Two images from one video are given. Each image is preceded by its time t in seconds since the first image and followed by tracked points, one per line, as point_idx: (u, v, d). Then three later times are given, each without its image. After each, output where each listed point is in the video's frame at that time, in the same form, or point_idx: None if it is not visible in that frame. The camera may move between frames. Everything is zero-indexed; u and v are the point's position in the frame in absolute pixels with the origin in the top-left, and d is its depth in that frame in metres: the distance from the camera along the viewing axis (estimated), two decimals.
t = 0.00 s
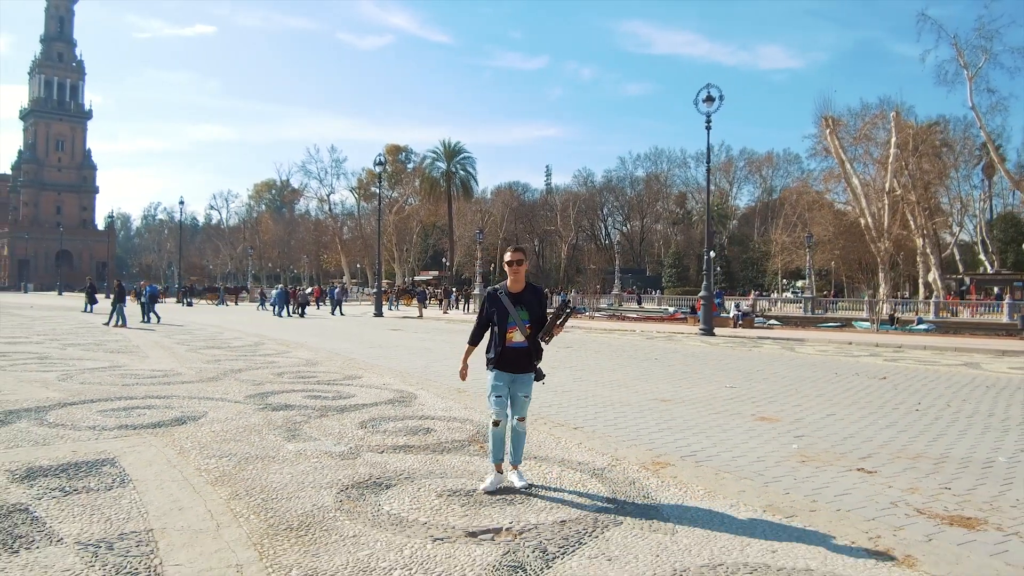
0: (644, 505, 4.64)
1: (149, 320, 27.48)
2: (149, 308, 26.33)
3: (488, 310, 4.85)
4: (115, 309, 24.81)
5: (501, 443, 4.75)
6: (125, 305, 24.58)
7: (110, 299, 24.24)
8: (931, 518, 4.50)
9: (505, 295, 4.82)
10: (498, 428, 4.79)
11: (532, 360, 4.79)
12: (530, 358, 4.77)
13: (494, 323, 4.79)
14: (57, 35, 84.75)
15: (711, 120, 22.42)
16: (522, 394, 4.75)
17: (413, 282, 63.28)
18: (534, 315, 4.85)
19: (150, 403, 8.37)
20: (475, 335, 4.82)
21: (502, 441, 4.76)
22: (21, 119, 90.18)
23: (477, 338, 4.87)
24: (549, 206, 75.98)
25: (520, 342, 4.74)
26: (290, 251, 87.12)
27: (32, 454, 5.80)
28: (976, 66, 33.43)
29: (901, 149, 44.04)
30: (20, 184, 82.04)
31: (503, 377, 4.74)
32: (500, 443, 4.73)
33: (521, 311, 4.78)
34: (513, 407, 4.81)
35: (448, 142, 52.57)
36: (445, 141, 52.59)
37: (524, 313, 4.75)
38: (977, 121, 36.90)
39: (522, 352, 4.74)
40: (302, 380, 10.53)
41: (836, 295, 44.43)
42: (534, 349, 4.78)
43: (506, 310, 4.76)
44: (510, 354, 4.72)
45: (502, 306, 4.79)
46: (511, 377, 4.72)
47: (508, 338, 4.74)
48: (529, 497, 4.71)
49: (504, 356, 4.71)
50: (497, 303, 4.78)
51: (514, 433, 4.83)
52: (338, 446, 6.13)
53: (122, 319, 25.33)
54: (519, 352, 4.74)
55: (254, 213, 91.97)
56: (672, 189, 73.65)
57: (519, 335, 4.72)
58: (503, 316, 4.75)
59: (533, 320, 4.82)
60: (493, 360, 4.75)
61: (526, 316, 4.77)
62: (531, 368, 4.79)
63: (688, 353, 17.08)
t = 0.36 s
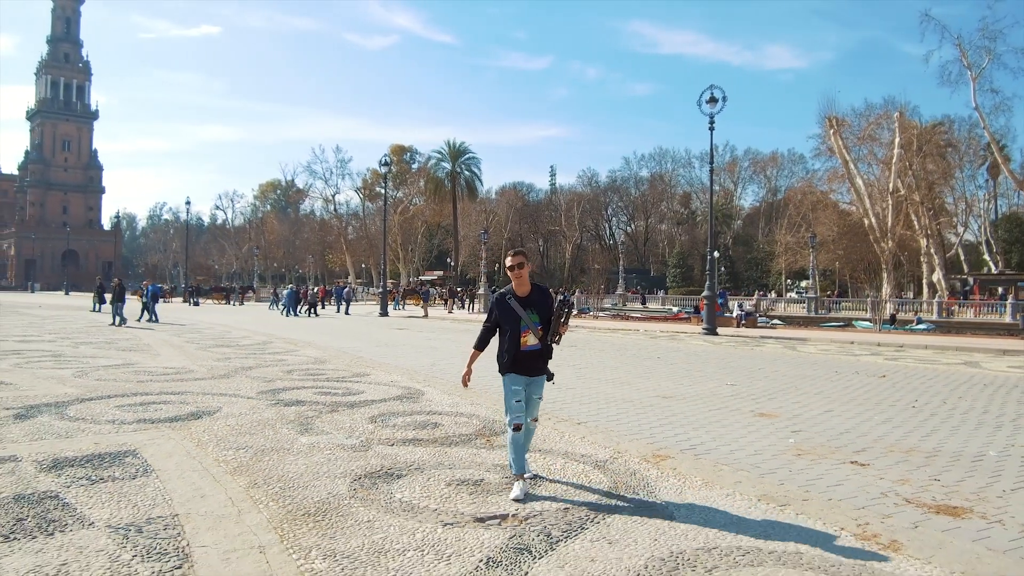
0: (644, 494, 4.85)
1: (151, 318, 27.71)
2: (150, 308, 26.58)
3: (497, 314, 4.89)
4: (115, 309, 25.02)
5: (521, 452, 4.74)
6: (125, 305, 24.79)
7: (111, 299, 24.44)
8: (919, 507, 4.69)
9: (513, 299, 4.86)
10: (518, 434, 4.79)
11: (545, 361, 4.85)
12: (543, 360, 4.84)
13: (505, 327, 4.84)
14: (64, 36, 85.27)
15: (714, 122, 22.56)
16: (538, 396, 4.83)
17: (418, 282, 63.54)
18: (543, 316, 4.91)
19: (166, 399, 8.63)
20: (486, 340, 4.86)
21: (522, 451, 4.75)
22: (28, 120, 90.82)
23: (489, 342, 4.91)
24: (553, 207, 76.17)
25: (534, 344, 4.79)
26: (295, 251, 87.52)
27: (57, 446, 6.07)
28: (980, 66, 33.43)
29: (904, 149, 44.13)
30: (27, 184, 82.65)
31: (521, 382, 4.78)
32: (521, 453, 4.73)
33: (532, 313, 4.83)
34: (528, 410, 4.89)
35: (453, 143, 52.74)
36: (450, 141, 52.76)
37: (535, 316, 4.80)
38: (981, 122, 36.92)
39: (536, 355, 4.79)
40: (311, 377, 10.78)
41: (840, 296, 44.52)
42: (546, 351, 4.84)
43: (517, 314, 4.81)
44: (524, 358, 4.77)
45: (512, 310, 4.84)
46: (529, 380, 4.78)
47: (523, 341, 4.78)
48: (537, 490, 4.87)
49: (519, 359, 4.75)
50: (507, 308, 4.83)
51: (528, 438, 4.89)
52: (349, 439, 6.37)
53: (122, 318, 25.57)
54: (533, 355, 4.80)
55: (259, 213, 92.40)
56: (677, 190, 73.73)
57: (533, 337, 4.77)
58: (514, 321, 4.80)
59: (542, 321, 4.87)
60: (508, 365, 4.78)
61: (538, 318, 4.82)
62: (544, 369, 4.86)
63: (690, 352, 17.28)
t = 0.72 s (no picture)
0: (637, 486, 5.07)
1: (151, 318, 27.96)
2: (149, 308, 26.85)
3: (495, 312, 5.09)
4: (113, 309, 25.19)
5: (523, 449, 4.87)
6: (122, 305, 24.95)
7: (108, 299, 24.61)
8: (901, 499, 4.89)
9: (508, 296, 5.06)
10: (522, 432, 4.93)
11: (545, 357, 5.02)
12: (543, 355, 5.00)
13: (502, 325, 5.02)
14: (69, 37, 85.64)
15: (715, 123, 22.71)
16: (543, 391, 5.00)
17: (422, 282, 63.75)
18: (541, 313, 5.08)
19: (177, 396, 8.88)
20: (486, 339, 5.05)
21: (524, 448, 4.88)
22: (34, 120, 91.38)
23: (488, 341, 5.09)
24: (557, 207, 76.33)
25: (532, 341, 4.95)
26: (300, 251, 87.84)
27: (74, 441, 6.32)
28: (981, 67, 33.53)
29: (907, 149, 44.20)
30: (33, 185, 83.09)
31: (519, 378, 4.96)
32: (523, 449, 4.85)
33: (528, 309, 5.01)
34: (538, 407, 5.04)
35: (456, 143, 52.94)
36: (453, 142, 52.93)
37: (532, 312, 4.98)
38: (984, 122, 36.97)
39: (536, 351, 4.96)
40: (318, 376, 11.01)
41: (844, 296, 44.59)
42: (546, 347, 5.01)
43: (513, 311, 4.99)
44: (524, 354, 4.94)
45: (508, 308, 5.03)
46: (530, 376, 4.95)
47: (521, 337, 4.95)
48: (539, 482, 5.06)
49: (518, 356, 4.93)
50: (503, 305, 5.02)
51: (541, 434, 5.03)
52: (355, 435, 6.60)
53: (121, 319, 25.78)
54: (533, 351, 4.97)
55: (263, 213, 92.76)
56: (681, 190, 73.75)
57: (530, 334, 4.94)
58: (511, 318, 4.98)
59: (540, 317, 5.04)
60: (509, 362, 4.97)
61: (534, 314, 5.00)
62: (545, 366, 5.03)
63: (690, 352, 17.47)
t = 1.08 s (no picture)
0: (627, 477, 5.31)
1: (151, 317, 28.19)
2: (149, 307, 27.11)
3: (495, 314, 5.07)
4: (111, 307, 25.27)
5: (518, 445, 4.98)
6: (120, 303, 24.99)
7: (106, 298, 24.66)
8: (879, 491, 5.09)
9: (509, 299, 5.03)
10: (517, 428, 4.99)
11: (543, 361, 4.99)
12: (541, 359, 4.97)
13: (502, 327, 5.02)
14: (75, 38, 86.10)
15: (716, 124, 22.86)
16: (537, 394, 4.94)
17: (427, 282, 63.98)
18: (540, 316, 5.04)
19: (186, 394, 9.15)
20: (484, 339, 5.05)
21: (519, 443, 4.98)
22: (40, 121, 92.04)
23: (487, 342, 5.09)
24: (561, 207, 76.56)
25: (530, 344, 4.93)
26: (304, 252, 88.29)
27: (90, 435, 6.59)
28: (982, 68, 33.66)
29: (910, 149, 44.24)
30: (40, 185, 83.74)
31: (515, 381, 4.96)
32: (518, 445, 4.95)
33: (527, 313, 4.97)
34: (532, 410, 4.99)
35: (460, 144, 53.18)
36: (457, 142, 53.16)
37: (530, 315, 4.94)
38: (986, 122, 37.01)
39: (532, 355, 4.94)
40: (322, 375, 11.27)
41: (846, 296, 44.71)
42: (544, 351, 4.98)
43: (512, 314, 4.97)
44: (520, 357, 4.92)
45: (508, 310, 5.01)
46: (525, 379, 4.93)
47: (518, 340, 4.94)
48: (535, 479, 5.23)
49: (515, 359, 4.92)
50: (503, 308, 5.00)
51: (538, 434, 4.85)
52: (359, 430, 6.86)
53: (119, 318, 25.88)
54: (530, 355, 4.95)
55: (268, 213, 93.20)
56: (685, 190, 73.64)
57: (527, 337, 4.92)
58: (509, 320, 4.97)
59: (539, 321, 5.01)
60: (506, 365, 4.94)
61: (533, 318, 4.96)
62: (544, 369, 5.00)
63: (690, 352, 17.68)
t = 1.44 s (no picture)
0: (628, 471, 5.48)
1: (152, 318, 28.39)
2: (151, 309, 27.37)
3: (512, 310, 4.92)
4: (113, 308, 25.10)
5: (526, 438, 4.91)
6: (121, 305, 24.71)
7: (106, 299, 24.45)
8: (873, 485, 5.24)
9: (528, 295, 4.87)
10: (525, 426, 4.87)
11: (558, 362, 4.82)
12: (555, 360, 4.81)
13: (518, 323, 4.87)
14: (84, 39, 86.64)
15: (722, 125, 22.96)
16: (548, 397, 4.79)
17: (434, 282, 64.26)
18: (558, 315, 4.88)
19: (199, 391, 9.37)
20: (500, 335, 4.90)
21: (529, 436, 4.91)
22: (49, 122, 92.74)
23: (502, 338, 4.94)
24: (567, 207, 76.74)
25: (545, 343, 4.78)
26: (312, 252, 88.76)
27: (109, 430, 6.82)
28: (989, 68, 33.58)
29: (916, 148, 44.20)
30: (50, 186, 84.44)
31: (528, 377, 4.80)
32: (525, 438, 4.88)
33: (544, 311, 4.82)
34: (542, 412, 4.84)
35: (467, 144, 53.36)
36: (464, 143, 53.31)
37: (548, 313, 4.79)
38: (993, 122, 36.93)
39: (547, 354, 4.78)
40: (331, 373, 11.46)
41: (853, 296, 44.70)
42: (559, 352, 4.82)
43: (529, 311, 4.81)
44: (534, 356, 4.78)
45: (525, 306, 4.85)
46: (537, 379, 4.78)
47: (533, 338, 4.80)
48: (540, 474, 5.34)
49: (529, 357, 4.78)
50: (521, 304, 4.84)
51: (544, 440, 4.79)
52: (368, 426, 7.05)
53: (121, 319, 25.82)
54: (545, 354, 4.80)
55: (276, 214, 93.66)
56: (692, 190, 73.65)
57: (543, 336, 4.77)
58: (526, 316, 4.82)
59: (556, 320, 4.85)
60: (521, 361, 4.82)
61: (550, 316, 4.81)
62: (559, 370, 4.83)
63: (694, 351, 17.83)
